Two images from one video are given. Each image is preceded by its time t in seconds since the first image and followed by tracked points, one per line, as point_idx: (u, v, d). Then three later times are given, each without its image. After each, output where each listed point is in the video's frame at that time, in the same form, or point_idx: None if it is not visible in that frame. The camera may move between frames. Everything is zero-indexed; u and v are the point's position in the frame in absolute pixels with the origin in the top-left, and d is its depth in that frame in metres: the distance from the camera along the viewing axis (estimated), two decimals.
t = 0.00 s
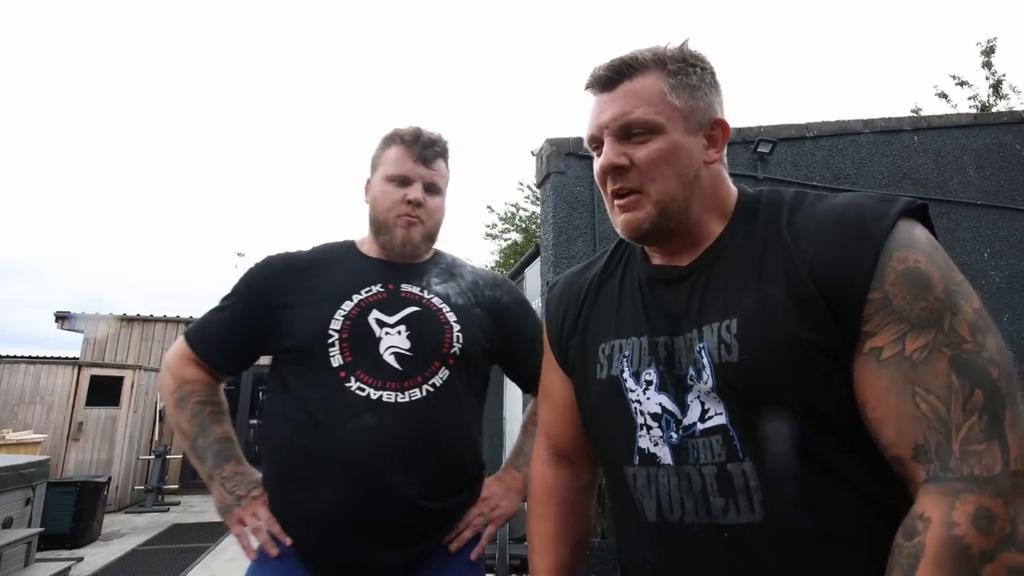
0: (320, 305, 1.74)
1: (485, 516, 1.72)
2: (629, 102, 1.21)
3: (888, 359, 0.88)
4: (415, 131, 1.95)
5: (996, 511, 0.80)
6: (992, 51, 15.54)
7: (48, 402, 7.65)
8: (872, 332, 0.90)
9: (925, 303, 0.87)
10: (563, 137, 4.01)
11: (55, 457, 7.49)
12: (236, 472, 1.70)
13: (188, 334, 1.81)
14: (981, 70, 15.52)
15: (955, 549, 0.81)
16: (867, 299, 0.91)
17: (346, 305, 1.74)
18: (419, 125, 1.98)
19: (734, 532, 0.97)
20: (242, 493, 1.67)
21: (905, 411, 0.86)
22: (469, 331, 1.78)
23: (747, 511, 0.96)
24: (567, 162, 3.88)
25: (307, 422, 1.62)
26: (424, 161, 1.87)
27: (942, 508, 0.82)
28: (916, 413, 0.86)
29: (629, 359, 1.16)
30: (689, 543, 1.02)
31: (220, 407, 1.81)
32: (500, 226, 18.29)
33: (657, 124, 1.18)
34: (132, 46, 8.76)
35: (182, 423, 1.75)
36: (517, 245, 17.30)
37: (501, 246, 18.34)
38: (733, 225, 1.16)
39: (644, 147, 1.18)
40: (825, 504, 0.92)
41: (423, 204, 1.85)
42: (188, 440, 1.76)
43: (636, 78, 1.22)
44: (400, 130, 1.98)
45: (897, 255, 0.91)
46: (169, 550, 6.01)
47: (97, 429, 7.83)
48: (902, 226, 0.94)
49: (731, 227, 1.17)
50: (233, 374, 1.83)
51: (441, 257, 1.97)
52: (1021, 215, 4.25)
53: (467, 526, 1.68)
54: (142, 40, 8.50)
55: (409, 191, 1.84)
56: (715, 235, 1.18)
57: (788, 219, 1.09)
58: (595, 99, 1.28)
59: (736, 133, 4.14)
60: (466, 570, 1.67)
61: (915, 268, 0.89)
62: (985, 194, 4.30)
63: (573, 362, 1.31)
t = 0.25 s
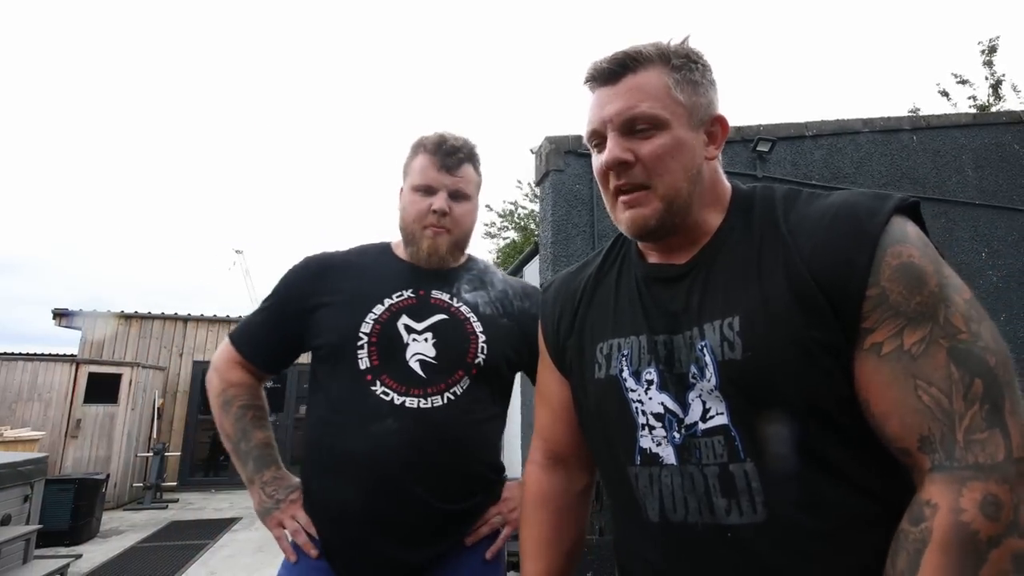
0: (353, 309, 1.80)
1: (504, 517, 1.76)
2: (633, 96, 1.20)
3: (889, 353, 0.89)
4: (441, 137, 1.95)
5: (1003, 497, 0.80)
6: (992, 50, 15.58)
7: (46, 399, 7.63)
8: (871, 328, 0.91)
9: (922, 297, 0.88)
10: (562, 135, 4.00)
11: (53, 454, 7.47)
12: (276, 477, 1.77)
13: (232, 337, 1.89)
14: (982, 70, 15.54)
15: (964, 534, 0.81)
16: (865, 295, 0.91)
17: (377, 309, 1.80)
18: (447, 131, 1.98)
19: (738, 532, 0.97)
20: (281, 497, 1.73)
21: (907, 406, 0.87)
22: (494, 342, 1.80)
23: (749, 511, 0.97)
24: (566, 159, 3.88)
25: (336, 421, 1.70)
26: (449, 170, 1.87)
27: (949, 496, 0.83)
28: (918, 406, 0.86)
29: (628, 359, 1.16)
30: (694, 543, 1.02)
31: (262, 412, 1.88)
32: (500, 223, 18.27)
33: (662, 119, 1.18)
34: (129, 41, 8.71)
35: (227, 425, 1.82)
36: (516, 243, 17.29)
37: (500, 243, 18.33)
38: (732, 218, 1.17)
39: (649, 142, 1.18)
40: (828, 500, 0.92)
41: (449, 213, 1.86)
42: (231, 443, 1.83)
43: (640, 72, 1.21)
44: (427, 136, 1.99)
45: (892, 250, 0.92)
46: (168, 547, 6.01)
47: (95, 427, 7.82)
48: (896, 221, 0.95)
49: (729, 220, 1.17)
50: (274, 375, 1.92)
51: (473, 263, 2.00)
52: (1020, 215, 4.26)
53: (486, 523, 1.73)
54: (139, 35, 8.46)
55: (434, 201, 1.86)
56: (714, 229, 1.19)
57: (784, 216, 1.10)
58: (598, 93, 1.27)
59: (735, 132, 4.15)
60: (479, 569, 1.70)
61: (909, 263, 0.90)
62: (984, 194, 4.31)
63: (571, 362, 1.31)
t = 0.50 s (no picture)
0: (371, 312, 1.81)
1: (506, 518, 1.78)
2: (639, 97, 1.19)
3: (890, 353, 0.90)
4: (444, 140, 1.96)
5: (999, 496, 0.80)
6: (994, 51, 15.60)
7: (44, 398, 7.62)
8: (873, 327, 0.92)
9: (924, 298, 0.88)
10: (562, 135, 4.00)
11: (51, 453, 7.47)
12: (288, 472, 1.77)
13: (250, 324, 1.87)
14: (982, 70, 15.57)
15: (961, 533, 0.81)
16: (869, 295, 0.92)
17: (395, 313, 1.80)
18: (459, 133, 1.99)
19: (739, 531, 0.97)
20: (293, 491, 1.74)
21: (907, 406, 0.88)
22: (508, 355, 1.80)
23: (751, 509, 0.97)
24: (566, 160, 3.88)
25: (351, 420, 1.72)
26: (450, 173, 1.87)
27: (947, 495, 0.83)
28: (918, 405, 0.87)
29: (632, 358, 1.16)
30: (695, 541, 1.02)
31: (276, 404, 1.87)
32: (500, 223, 18.25)
33: (668, 121, 1.18)
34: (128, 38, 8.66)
35: (241, 416, 1.81)
36: (516, 243, 17.29)
37: (500, 243, 18.33)
38: (734, 220, 1.17)
39: (656, 144, 1.17)
40: (829, 498, 0.93)
41: (454, 217, 1.86)
42: (244, 433, 1.82)
43: (645, 74, 1.21)
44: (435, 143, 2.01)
45: (895, 252, 0.92)
46: (167, 547, 6.01)
47: (94, 426, 7.81)
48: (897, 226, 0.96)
49: (732, 222, 1.17)
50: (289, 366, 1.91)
51: (494, 268, 1.99)
52: (1019, 216, 4.27)
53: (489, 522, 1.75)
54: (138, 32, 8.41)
55: (438, 205, 1.88)
56: (717, 229, 1.19)
57: (786, 217, 1.10)
58: (602, 92, 1.26)
59: (735, 132, 4.15)
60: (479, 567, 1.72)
61: (908, 265, 0.91)
62: (982, 195, 4.31)
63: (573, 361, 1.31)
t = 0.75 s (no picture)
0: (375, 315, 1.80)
1: (501, 515, 1.82)
2: (630, 109, 1.19)
3: (877, 351, 0.90)
4: (456, 144, 1.97)
5: (985, 493, 0.82)
6: (995, 49, 15.60)
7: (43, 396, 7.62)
8: (863, 325, 0.92)
9: (914, 296, 0.89)
10: (562, 133, 3.99)
11: (51, 451, 7.47)
12: (292, 469, 1.79)
13: (249, 319, 1.85)
14: (984, 68, 15.56)
15: (950, 530, 0.82)
16: (859, 294, 0.93)
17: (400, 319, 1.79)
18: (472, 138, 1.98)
19: (736, 528, 0.98)
20: (296, 490, 1.76)
21: (895, 405, 0.89)
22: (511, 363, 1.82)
23: (748, 506, 0.97)
24: (566, 158, 3.88)
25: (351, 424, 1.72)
26: (462, 177, 1.87)
27: (934, 493, 0.84)
28: (906, 403, 0.88)
29: (632, 357, 1.16)
30: (693, 539, 1.02)
31: (278, 400, 1.88)
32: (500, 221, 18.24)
33: (660, 130, 1.17)
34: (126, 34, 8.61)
35: (243, 412, 1.81)
36: (517, 241, 17.28)
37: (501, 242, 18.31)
38: (731, 222, 1.17)
39: (649, 154, 1.16)
40: (825, 495, 0.93)
41: (463, 222, 1.85)
42: (247, 431, 1.83)
43: (632, 85, 1.20)
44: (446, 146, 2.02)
45: (886, 251, 0.93)
46: (166, 545, 6.01)
47: (93, 424, 7.81)
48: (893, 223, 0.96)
49: (728, 223, 1.17)
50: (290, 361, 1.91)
51: (499, 273, 2.00)
52: (1018, 215, 4.27)
53: (484, 518, 1.78)
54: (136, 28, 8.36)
55: (448, 209, 1.87)
56: (715, 230, 1.18)
57: (780, 218, 1.10)
58: (590, 107, 1.25)
59: (734, 131, 4.15)
60: (477, 563, 1.76)
61: (895, 263, 0.91)
62: (981, 194, 4.32)
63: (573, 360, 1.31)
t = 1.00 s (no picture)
0: (366, 316, 1.80)
1: (499, 512, 1.80)
2: (609, 123, 1.17)
3: (865, 354, 0.90)
4: (451, 140, 1.95)
5: (972, 495, 0.80)
6: (987, 51, 15.72)
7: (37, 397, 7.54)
8: (852, 328, 0.92)
9: (902, 298, 0.88)
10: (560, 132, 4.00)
11: (44, 452, 7.42)
12: (287, 470, 1.77)
13: (235, 321, 1.84)
14: (977, 70, 15.65)
15: (935, 532, 0.82)
16: (848, 297, 0.92)
17: (392, 320, 1.78)
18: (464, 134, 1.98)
19: (735, 531, 0.97)
20: (293, 492, 1.74)
21: (883, 409, 0.88)
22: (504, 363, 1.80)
23: (747, 510, 0.96)
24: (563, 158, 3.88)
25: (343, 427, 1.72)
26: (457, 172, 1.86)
27: (920, 495, 0.83)
28: (894, 406, 0.87)
29: (630, 359, 1.16)
30: (692, 543, 1.02)
31: (269, 402, 1.86)
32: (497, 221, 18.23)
33: (643, 140, 1.15)
34: (120, 32, 8.57)
35: (234, 416, 1.79)
36: (514, 240, 17.29)
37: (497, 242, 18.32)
38: (722, 224, 1.17)
39: (634, 165, 1.15)
40: (821, 498, 0.92)
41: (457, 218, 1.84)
42: (238, 434, 1.81)
43: (609, 99, 1.18)
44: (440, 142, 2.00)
45: (873, 253, 0.92)
46: (160, 546, 5.98)
47: (87, 425, 7.77)
48: (882, 222, 0.96)
49: (720, 225, 1.17)
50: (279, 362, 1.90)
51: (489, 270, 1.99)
52: (1012, 215, 4.29)
53: (481, 517, 1.77)
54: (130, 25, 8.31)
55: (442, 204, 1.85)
56: (706, 233, 1.17)
57: (771, 219, 1.10)
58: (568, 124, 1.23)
59: (730, 131, 4.15)
60: (476, 561, 1.76)
61: (882, 265, 0.91)
62: (975, 193, 4.33)
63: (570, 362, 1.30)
